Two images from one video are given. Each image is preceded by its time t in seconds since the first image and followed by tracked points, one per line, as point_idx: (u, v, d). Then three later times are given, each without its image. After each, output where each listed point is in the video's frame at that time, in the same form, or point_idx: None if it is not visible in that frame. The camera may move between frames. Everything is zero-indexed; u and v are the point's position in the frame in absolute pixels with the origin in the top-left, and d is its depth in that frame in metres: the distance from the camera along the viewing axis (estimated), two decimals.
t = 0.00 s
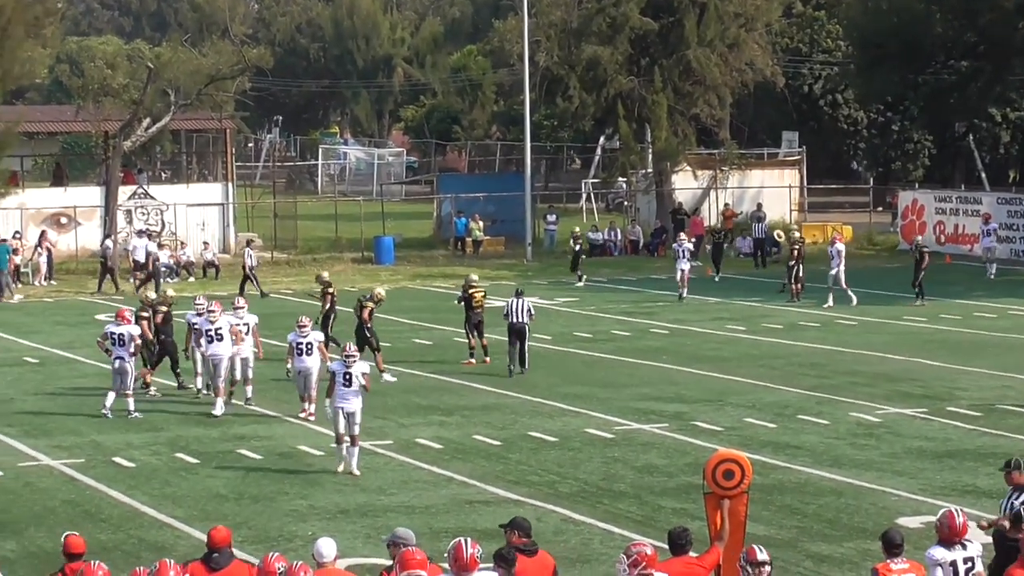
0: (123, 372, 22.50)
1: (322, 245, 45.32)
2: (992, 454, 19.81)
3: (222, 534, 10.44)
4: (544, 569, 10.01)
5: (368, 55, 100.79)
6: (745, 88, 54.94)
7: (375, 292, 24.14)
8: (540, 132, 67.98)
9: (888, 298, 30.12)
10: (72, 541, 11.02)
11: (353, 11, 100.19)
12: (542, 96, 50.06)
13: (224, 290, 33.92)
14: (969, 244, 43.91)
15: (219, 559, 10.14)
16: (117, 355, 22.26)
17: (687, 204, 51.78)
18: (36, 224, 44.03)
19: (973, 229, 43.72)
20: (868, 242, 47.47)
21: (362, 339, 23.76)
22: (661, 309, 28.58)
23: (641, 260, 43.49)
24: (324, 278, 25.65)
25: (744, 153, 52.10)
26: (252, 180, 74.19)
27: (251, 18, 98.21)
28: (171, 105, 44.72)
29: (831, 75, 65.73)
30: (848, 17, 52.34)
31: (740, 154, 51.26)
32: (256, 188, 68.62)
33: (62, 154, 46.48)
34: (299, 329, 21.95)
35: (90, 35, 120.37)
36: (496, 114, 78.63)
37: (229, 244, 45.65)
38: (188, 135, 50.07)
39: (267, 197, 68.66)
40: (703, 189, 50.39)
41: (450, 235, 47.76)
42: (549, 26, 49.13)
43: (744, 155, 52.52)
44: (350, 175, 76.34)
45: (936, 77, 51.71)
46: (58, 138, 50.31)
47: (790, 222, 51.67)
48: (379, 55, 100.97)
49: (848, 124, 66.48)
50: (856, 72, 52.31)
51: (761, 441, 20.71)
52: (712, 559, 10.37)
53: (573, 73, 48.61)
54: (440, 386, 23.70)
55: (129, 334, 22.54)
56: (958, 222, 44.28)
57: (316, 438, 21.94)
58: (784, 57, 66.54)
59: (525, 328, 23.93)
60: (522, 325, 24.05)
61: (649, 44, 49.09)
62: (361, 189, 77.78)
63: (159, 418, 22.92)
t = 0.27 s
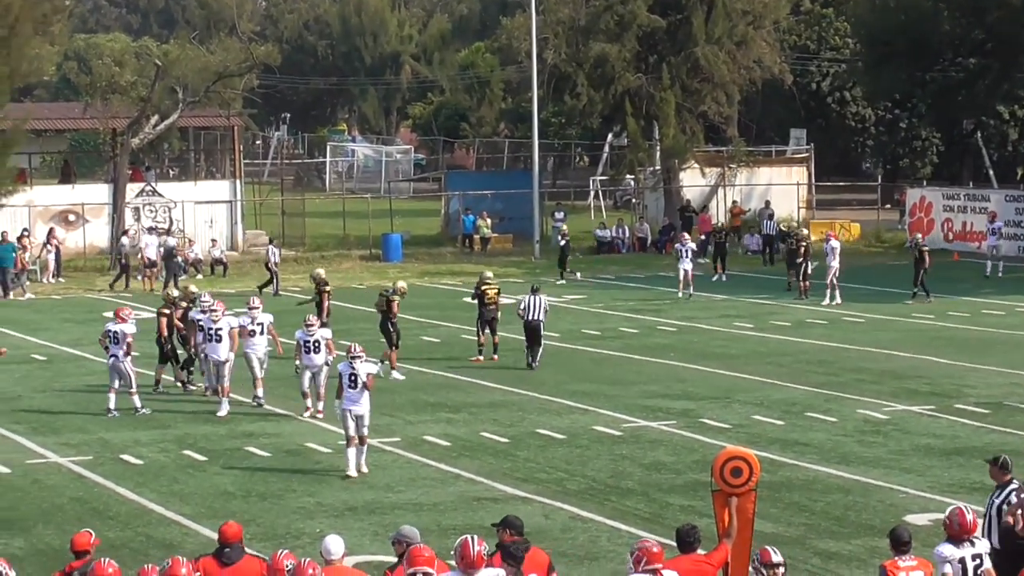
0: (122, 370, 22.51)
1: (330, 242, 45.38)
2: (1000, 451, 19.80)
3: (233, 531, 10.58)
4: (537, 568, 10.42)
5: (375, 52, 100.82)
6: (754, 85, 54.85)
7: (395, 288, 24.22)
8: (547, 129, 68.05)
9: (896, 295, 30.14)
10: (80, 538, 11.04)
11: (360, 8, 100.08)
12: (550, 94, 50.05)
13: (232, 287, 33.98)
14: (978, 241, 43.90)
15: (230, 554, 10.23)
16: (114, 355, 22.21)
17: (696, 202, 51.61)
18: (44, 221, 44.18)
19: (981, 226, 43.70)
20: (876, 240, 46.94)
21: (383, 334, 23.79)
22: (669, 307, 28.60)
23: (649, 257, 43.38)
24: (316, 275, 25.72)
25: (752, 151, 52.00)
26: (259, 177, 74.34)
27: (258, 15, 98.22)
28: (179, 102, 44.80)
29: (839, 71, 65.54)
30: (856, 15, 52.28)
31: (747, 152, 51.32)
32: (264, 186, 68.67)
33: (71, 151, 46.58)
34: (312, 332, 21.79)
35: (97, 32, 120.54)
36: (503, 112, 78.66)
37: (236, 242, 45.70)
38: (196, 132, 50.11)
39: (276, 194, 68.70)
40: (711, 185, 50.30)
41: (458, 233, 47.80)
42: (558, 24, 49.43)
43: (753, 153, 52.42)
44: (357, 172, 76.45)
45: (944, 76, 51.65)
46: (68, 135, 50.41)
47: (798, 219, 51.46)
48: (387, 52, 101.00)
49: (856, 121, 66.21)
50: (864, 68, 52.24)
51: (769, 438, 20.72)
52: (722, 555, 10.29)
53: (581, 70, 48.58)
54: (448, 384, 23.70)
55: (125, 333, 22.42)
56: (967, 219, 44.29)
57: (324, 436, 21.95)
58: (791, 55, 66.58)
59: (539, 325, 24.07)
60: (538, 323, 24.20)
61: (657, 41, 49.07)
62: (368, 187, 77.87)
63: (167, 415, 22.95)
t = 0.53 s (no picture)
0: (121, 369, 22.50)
1: (335, 240, 45.42)
2: (1005, 449, 19.81)
3: (231, 529, 10.51)
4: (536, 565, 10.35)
5: (380, 51, 100.85)
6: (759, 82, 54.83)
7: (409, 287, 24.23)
8: (551, 128, 68.13)
9: (901, 294, 30.18)
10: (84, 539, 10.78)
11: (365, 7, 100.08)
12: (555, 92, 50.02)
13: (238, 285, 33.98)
14: (981, 240, 43.97)
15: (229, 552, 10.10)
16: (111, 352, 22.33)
17: (700, 200, 51.83)
18: (49, 219, 44.30)
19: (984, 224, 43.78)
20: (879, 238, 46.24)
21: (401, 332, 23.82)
22: (674, 305, 28.61)
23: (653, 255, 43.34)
24: (306, 275, 25.69)
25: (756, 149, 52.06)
26: (264, 176, 74.43)
27: (262, 14, 98.22)
28: (183, 100, 44.84)
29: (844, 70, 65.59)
30: (860, 14, 52.32)
31: (752, 151, 51.35)
32: (270, 184, 68.72)
33: (75, 149, 46.54)
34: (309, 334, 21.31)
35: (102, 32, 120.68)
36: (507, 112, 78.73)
37: (241, 241, 45.73)
38: (201, 130, 50.15)
39: (280, 193, 68.79)
40: (716, 184, 50.38)
41: (463, 231, 47.91)
42: (562, 22, 49.25)
43: (757, 151, 52.48)
44: (362, 171, 76.54)
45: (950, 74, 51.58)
46: (75, 131, 50.46)
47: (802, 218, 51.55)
48: (391, 51, 101.03)
49: (860, 119, 66.25)
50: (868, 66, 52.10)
51: (773, 437, 20.72)
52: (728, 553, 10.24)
53: (586, 68, 48.63)
54: (452, 382, 23.71)
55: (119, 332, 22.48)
56: (970, 217, 44.36)
57: (329, 434, 21.94)
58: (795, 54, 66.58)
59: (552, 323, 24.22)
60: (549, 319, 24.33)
61: (661, 40, 49.08)
62: (373, 185, 77.96)
63: (172, 413, 22.95)
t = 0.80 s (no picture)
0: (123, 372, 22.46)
1: (343, 241, 45.44)
2: (1013, 449, 19.79)
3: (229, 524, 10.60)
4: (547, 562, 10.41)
5: (387, 51, 100.82)
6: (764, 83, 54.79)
7: (428, 287, 24.40)
8: (558, 128, 68.12)
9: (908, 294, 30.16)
10: (91, 538, 10.74)
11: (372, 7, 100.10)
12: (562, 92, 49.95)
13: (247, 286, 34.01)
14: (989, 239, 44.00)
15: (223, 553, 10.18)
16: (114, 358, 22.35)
17: (707, 200, 51.81)
18: (56, 219, 44.39)
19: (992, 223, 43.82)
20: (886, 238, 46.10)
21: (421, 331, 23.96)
22: (681, 305, 28.60)
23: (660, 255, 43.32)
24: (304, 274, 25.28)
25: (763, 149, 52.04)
26: (271, 177, 74.49)
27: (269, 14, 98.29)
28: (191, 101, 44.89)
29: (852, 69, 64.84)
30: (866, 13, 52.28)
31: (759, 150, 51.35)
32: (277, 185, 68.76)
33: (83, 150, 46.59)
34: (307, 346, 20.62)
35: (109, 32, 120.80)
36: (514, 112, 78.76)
37: (248, 241, 45.75)
38: (208, 130, 50.18)
39: (287, 193, 68.82)
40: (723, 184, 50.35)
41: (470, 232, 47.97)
42: (568, 23, 49.17)
43: (765, 151, 52.43)
44: (369, 171, 76.59)
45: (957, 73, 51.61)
46: (83, 133, 50.50)
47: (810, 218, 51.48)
48: (398, 51, 100.96)
49: (867, 120, 65.46)
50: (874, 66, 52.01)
51: (781, 436, 20.72)
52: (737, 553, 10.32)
53: (593, 68, 48.53)
54: (459, 382, 23.71)
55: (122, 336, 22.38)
56: (978, 217, 44.35)
57: (336, 434, 21.96)
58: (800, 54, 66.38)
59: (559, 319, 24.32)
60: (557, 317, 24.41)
61: (668, 40, 49.09)
62: (380, 185, 78.01)
63: (179, 414, 22.97)
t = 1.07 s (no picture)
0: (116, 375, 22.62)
1: (335, 245, 45.68)
2: (995, 451, 20.07)
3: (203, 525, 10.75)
4: (544, 564, 10.37)
5: (379, 58, 100.95)
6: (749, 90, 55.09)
7: (428, 288, 24.53)
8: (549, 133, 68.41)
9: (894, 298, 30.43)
10: (83, 540, 10.94)
11: (364, 15, 100.48)
12: (551, 99, 50.34)
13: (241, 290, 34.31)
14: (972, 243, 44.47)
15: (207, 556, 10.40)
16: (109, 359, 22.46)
17: (695, 205, 52.06)
18: (52, 225, 44.34)
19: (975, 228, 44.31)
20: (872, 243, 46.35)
21: (422, 333, 24.25)
22: (669, 308, 28.87)
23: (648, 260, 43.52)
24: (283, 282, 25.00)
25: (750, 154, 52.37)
26: (264, 182, 74.72)
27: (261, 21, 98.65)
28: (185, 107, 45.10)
29: (837, 77, 65.61)
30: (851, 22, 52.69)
31: (746, 155, 51.67)
32: (270, 191, 69.07)
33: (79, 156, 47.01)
34: (300, 366, 20.35)
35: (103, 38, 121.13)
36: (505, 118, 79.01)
37: (242, 246, 46.00)
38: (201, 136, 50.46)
39: (280, 197, 69.08)
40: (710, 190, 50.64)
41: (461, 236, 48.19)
42: (558, 30, 49.38)
43: (751, 157, 52.77)
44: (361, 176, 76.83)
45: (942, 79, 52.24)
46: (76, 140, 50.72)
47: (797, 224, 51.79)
48: (391, 58, 101.10)
49: (852, 125, 66.19)
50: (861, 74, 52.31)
51: (767, 438, 21.01)
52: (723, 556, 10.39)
53: (583, 75, 48.93)
54: (450, 385, 23.98)
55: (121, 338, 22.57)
56: (961, 221, 44.73)
57: (327, 437, 22.24)
58: (788, 60, 66.63)
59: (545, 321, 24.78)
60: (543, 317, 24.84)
61: (656, 47, 49.46)
62: (372, 190, 78.22)
63: (172, 416, 23.22)
